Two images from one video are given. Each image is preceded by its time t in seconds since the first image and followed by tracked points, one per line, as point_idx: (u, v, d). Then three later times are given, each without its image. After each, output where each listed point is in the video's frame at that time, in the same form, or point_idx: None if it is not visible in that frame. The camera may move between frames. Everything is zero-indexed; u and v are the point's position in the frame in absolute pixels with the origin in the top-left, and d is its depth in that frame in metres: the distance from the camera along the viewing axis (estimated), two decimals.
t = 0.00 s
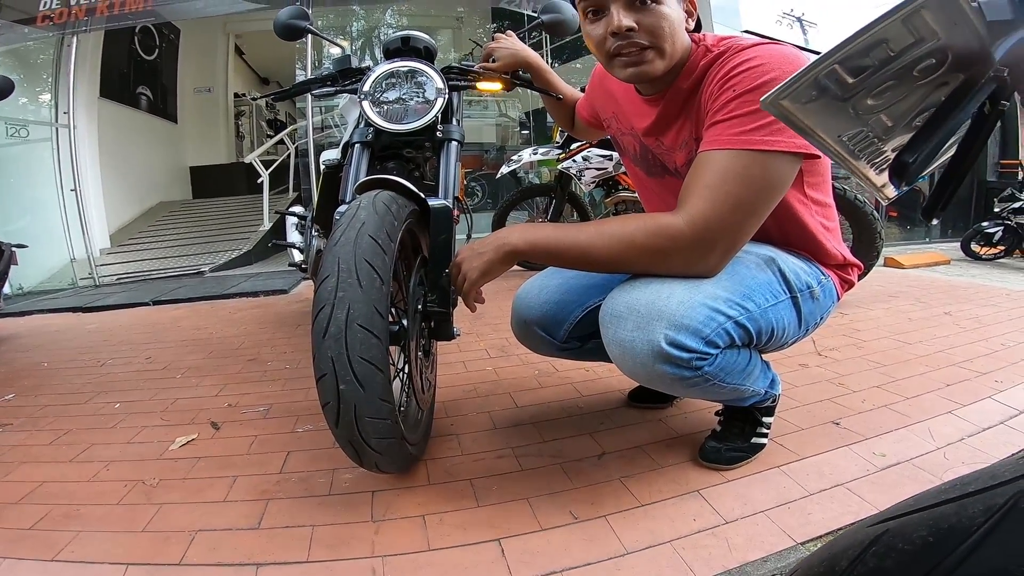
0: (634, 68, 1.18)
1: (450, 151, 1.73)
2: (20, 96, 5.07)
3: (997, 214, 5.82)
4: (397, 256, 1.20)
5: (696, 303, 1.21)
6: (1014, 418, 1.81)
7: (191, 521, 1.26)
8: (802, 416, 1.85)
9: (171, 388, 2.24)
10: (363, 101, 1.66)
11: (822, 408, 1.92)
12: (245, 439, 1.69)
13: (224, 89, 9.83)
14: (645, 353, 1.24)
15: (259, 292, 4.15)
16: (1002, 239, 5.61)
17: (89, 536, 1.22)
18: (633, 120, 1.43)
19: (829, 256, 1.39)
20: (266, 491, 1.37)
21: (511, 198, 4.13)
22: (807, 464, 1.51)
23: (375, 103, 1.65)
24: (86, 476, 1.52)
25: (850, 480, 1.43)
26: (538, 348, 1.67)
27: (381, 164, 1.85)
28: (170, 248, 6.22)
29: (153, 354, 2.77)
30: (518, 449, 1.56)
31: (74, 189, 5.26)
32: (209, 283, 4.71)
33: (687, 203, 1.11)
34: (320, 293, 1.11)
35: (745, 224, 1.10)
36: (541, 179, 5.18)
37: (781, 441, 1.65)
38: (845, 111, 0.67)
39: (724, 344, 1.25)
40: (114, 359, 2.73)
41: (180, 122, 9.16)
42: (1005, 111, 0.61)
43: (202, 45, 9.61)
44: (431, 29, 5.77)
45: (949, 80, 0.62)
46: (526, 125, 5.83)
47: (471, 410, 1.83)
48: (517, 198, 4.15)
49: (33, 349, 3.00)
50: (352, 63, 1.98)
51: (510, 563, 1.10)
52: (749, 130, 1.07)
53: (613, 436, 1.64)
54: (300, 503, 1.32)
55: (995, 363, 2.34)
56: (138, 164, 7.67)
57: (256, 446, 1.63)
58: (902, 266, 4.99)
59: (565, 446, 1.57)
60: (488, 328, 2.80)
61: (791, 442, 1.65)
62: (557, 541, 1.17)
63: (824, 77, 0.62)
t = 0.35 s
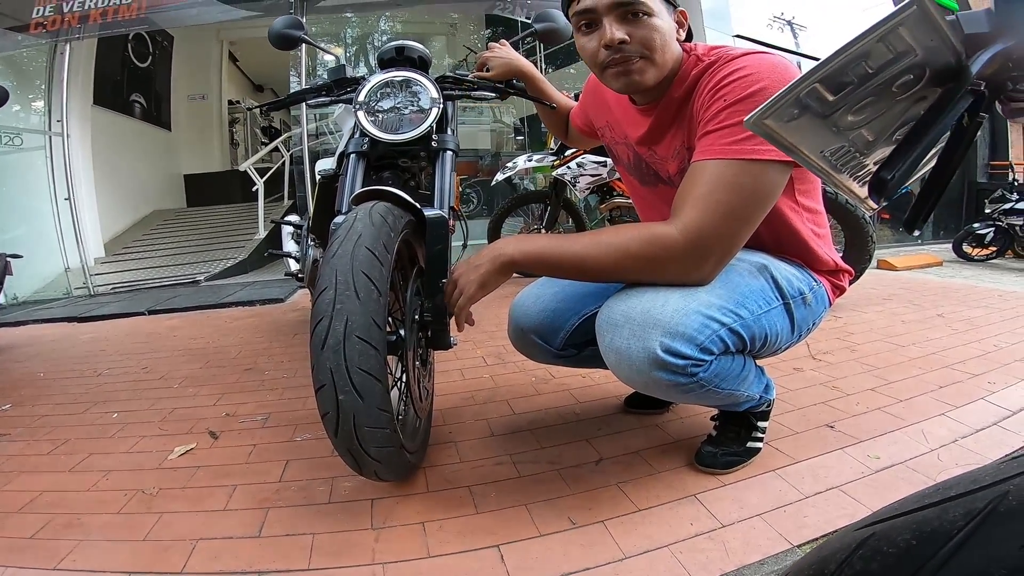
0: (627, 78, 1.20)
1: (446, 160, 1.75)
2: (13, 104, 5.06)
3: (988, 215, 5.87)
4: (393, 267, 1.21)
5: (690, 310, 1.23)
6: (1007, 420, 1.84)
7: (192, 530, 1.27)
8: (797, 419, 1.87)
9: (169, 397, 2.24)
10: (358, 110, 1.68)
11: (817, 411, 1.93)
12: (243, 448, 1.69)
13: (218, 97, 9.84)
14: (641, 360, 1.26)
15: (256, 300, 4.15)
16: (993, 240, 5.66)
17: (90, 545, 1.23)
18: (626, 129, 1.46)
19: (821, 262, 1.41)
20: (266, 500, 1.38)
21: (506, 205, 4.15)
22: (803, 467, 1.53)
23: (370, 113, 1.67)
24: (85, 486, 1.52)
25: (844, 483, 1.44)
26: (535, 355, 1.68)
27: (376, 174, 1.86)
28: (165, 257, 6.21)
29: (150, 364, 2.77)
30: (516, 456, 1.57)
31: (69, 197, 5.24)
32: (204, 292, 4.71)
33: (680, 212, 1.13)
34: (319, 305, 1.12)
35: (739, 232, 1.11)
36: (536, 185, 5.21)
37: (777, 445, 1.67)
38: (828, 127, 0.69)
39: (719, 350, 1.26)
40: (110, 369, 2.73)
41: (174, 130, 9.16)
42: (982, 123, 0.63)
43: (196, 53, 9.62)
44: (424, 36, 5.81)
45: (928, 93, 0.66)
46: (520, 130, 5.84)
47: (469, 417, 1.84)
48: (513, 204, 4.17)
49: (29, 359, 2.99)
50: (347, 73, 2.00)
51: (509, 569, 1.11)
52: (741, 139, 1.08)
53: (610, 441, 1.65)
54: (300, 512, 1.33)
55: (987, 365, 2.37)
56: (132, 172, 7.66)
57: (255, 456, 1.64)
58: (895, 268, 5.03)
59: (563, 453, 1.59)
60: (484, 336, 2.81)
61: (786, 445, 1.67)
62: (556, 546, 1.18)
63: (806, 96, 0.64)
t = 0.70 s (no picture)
0: (625, 81, 1.21)
1: (444, 164, 1.77)
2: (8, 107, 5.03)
3: (981, 217, 5.91)
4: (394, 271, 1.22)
5: (688, 312, 1.24)
6: (1003, 419, 1.85)
7: (192, 535, 1.26)
8: (795, 420, 1.88)
9: (167, 402, 2.23)
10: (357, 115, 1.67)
11: (815, 412, 1.94)
12: (243, 453, 1.69)
13: (214, 101, 9.84)
14: (641, 362, 1.26)
15: (253, 305, 4.15)
16: (987, 241, 5.71)
17: (91, 550, 1.22)
18: (624, 133, 1.47)
19: (817, 264, 1.43)
20: (267, 504, 1.38)
21: (504, 208, 4.16)
22: (801, 468, 1.54)
23: (369, 117, 1.67)
24: (84, 490, 1.51)
25: (844, 483, 1.45)
26: (535, 358, 1.69)
27: (375, 178, 1.85)
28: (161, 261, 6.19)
29: (147, 369, 2.76)
30: (515, 459, 1.58)
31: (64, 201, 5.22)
32: (201, 297, 4.69)
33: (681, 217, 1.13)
34: (320, 309, 1.12)
35: (738, 238, 1.13)
36: (533, 189, 5.22)
37: (775, 446, 1.68)
38: (824, 132, 0.70)
39: (718, 352, 1.27)
40: (107, 374, 2.72)
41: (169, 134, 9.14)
42: (975, 127, 0.64)
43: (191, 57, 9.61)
44: (421, 40, 5.82)
45: (921, 99, 0.66)
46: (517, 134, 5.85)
47: (469, 421, 1.84)
48: (510, 208, 4.18)
49: (25, 365, 2.98)
50: (345, 78, 2.00)
51: (511, 570, 1.11)
52: (738, 144, 1.10)
53: (609, 443, 1.66)
54: (301, 515, 1.33)
55: (983, 365, 2.38)
56: (128, 177, 7.63)
57: (256, 459, 1.64)
58: (890, 270, 5.06)
59: (563, 455, 1.59)
60: (483, 340, 2.82)
61: (785, 446, 1.68)
62: (558, 547, 1.19)
63: (802, 102, 0.66)
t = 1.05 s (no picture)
0: (625, 88, 1.21)
1: (445, 167, 1.77)
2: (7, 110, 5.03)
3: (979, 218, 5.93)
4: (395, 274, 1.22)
5: (690, 314, 1.24)
6: (1003, 419, 1.86)
7: (194, 538, 1.26)
8: (796, 421, 1.88)
9: (167, 405, 2.23)
10: (358, 118, 1.68)
11: (815, 413, 1.95)
12: (243, 456, 1.69)
13: (213, 104, 9.85)
14: (644, 364, 1.26)
15: (252, 308, 4.15)
16: (985, 242, 5.72)
17: (93, 552, 1.22)
18: (624, 136, 1.47)
19: (816, 265, 1.43)
20: (268, 506, 1.38)
21: (504, 211, 4.16)
22: (802, 469, 1.54)
23: (369, 120, 1.67)
24: (85, 493, 1.51)
25: (845, 484, 1.45)
26: (536, 361, 1.69)
27: (376, 181, 1.86)
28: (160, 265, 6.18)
29: (147, 372, 2.76)
30: (516, 461, 1.58)
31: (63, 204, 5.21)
32: (200, 300, 4.69)
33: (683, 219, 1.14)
34: (321, 312, 1.12)
35: (741, 241, 1.13)
36: (532, 191, 5.23)
37: (776, 447, 1.68)
38: (825, 135, 0.70)
39: (720, 353, 1.28)
40: (107, 377, 2.72)
41: (168, 137, 9.14)
42: (974, 129, 0.65)
43: (190, 60, 9.62)
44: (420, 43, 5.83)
45: (921, 102, 0.67)
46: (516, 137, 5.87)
47: (469, 424, 1.84)
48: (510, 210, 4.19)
49: (24, 368, 2.97)
50: (346, 80, 2.00)
51: (513, 572, 1.11)
52: (739, 147, 1.10)
53: (610, 446, 1.66)
54: (302, 518, 1.33)
55: (982, 366, 2.39)
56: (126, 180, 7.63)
57: (257, 462, 1.64)
58: (889, 271, 5.07)
59: (564, 457, 1.59)
60: (483, 342, 2.82)
61: (786, 447, 1.68)
62: (561, 549, 1.18)
63: (804, 106, 0.66)
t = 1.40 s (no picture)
0: (624, 97, 1.23)
1: (443, 169, 1.77)
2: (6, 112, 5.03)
3: (978, 218, 5.94)
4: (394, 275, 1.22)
5: (686, 314, 1.25)
6: (1002, 419, 1.86)
7: (193, 538, 1.26)
8: (794, 422, 1.88)
9: (167, 406, 2.24)
10: (357, 119, 1.68)
11: (814, 413, 1.95)
12: (243, 456, 1.69)
13: (212, 105, 9.85)
14: (639, 363, 1.27)
15: (252, 310, 4.15)
16: (984, 242, 5.73)
17: (92, 553, 1.23)
18: (622, 137, 1.48)
19: (812, 266, 1.44)
20: (268, 507, 1.38)
21: (503, 212, 4.17)
22: (800, 469, 1.54)
23: (368, 122, 1.68)
24: (84, 494, 1.51)
25: (844, 484, 1.46)
26: (534, 362, 1.69)
27: (375, 183, 1.86)
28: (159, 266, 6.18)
29: (146, 373, 2.76)
30: (515, 461, 1.58)
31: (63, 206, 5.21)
32: (199, 302, 4.69)
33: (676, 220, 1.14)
34: (320, 313, 1.13)
35: (735, 240, 1.14)
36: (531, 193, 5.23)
37: (775, 447, 1.69)
38: (816, 134, 0.70)
39: (715, 353, 1.28)
40: (107, 378, 2.72)
41: (168, 138, 9.14)
42: (963, 129, 0.65)
43: (189, 61, 9.62)
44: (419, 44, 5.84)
45: (910, 101, 0.68)
46: (515, 138, 5.88)
47: (468, 424, 1.85)
48: (509, 212, 4.19)
49: (23, 369, 2.98)
50: (345, 81, 2.01)
51: (512, 571, 1.12)
52: (735, 147, 1.10)
53: (608, 446, 1.66)
54: (301, 518, 1.33)
55: (981, 366, 2.39)
56: (125, 181, 7.62)
57: (256, 463, 1.64)
58: (887, 272, 5.08)
59: (562, 457, 1.60)
60: (482, 343, 2.83)
61: (784, 447, 1.69)
62: (559, 549, 1.19)
63: (793, 106, 0.67)
